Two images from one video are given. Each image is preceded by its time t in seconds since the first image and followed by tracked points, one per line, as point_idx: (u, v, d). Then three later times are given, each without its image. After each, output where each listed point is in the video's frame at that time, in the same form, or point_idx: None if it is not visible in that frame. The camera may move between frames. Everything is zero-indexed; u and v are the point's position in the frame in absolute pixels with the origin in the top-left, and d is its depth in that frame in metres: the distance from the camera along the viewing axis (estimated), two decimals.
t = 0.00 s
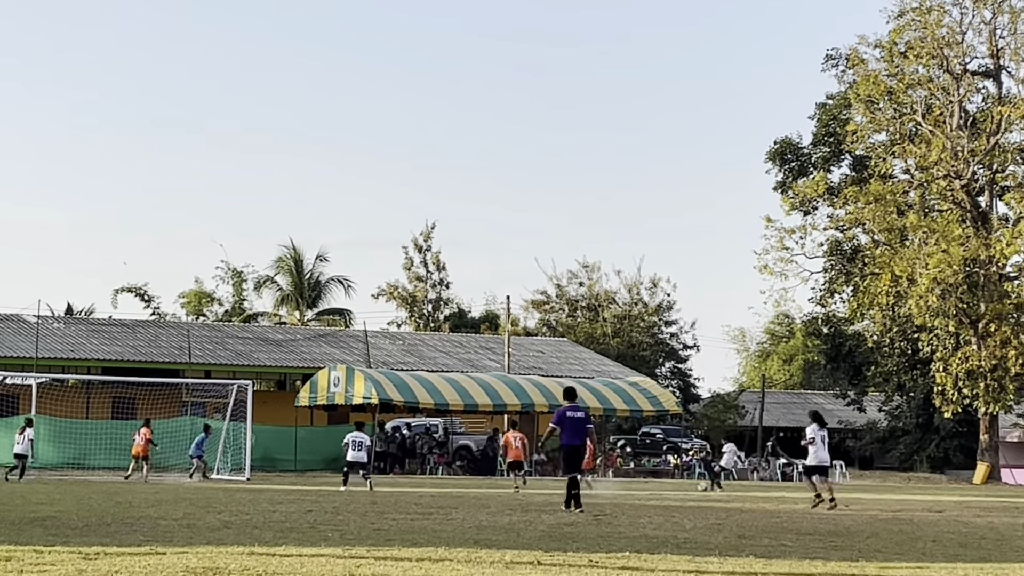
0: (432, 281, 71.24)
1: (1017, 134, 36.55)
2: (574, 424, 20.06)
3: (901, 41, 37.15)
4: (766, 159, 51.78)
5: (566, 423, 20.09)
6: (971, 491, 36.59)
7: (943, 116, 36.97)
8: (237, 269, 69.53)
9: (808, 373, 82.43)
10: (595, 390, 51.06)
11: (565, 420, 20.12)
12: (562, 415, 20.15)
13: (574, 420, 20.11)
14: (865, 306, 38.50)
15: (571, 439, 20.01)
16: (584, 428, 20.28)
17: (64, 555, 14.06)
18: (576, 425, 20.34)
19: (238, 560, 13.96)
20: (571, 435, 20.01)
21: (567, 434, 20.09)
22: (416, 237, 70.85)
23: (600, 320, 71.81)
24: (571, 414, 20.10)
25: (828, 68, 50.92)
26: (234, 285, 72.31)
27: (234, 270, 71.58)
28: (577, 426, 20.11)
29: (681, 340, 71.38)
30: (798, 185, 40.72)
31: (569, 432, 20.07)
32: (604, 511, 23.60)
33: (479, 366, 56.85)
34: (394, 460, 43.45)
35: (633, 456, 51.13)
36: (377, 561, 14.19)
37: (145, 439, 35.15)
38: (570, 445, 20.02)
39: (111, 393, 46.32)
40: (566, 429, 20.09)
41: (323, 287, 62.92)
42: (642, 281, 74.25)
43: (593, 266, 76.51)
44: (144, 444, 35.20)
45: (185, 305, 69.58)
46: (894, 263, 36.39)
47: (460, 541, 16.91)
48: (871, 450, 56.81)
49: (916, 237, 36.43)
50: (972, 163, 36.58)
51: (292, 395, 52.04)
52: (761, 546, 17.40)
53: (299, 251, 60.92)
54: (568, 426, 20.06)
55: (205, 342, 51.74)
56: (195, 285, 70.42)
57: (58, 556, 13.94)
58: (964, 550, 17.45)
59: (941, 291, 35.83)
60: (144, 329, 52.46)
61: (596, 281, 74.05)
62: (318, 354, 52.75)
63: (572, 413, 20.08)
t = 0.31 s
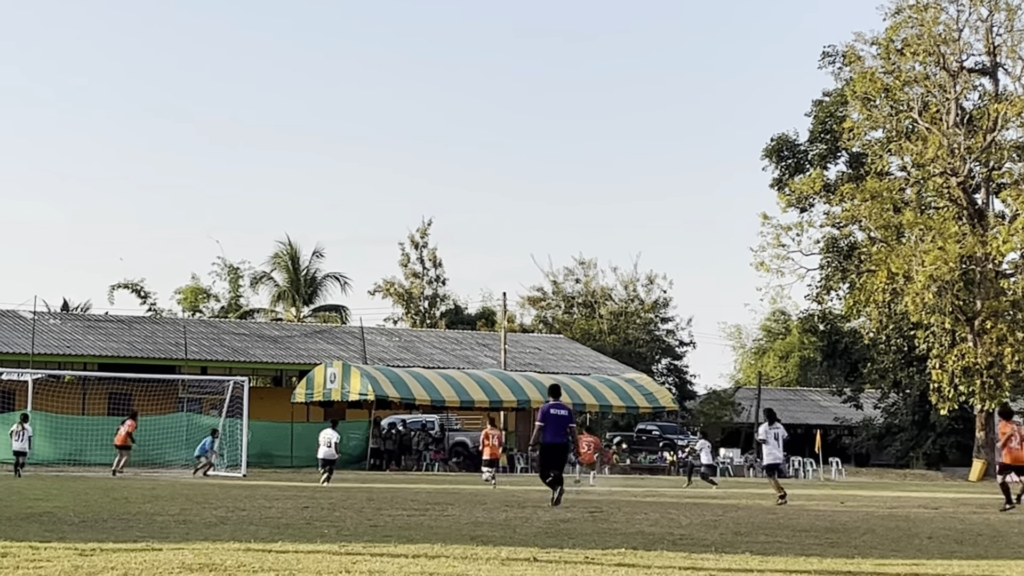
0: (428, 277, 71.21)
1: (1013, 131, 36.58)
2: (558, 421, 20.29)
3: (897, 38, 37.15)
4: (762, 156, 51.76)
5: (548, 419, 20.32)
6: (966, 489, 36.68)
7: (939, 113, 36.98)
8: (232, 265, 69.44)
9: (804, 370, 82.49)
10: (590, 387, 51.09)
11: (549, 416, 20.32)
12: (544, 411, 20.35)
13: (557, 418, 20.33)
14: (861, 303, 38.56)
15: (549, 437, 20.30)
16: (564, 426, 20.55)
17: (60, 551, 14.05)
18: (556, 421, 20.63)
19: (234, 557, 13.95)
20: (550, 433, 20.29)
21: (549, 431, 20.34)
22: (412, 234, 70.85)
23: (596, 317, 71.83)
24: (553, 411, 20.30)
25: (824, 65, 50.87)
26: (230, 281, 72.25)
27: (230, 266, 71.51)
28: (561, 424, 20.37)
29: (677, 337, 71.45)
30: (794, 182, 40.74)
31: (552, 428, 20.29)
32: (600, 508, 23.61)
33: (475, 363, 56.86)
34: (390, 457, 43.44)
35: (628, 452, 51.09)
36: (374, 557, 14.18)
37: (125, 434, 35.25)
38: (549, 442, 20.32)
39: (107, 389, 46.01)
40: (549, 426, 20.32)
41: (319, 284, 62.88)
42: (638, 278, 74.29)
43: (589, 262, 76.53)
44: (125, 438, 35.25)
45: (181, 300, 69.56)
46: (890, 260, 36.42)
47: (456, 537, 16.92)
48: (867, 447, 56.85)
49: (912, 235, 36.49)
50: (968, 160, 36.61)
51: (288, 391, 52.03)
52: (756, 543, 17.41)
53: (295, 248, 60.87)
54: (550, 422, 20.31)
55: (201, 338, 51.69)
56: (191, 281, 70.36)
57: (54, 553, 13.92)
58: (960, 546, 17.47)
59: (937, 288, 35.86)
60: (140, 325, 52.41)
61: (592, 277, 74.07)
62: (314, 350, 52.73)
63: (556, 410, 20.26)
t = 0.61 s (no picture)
0: (427, 275, 71.20)
1: (1012, 130, 36.59)
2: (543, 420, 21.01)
3: (896, 36, 37.14)
4: (761, 155, 51.75)
5: (537, 418, 20.99)
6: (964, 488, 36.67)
7: (938, 111, 36.96)
8: (231, 263, 69.43)
9: (803, 368, 82.49)
10: (589, 385, 51.12)
11: (535, 415, 21.05)
12: (530, 410, 21.01)
13: (546, 415, 21.12)
14: (859, 301, 38.57)
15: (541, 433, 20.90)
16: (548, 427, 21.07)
17: (58, 549, 14.07)
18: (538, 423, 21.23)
19: (232, 555, 13.97)
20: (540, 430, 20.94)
21: (536, 429, 21.03)
22: (411, 232, 70.86)
23: (595, 315, 71.85)
24: (545, 406, 20.97)
25: (822, 63, 50.82)
26: (229, 279, 72.27)
27: (229, 264, 71.52)
28: (546, 423, 21.10)
29: (676, 335, 71.45)
30: (793, 181, 40.72)
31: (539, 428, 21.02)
32: (598, 507, 23.63)
33: (474, 361, 56.89)
34: (389, 455, 43.38)
35: (627, 451, 51.08)
36: (372, 555, 14.19)
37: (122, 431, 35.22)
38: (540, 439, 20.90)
39: (106, 386, 46.06)
40: (536, 425, 21.04)
41: (318, 282, 62.89)
42: (636, 276, 74.31)
43: (588, 261, 76.51)
44: (122, 436, 35.21)
45: (180, 298, 69.57)
46: (889, 259, 36.43)
47: (455, 536, 16.93)
48: (865, 445, 56.87)
49: (911, 233, 36.50)
50: (967, 159, 36.63)
51: (287, 389, 52.08)
52: (755, 541, 17.42)
53: (294, 246, 60.89)
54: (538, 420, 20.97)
55: (199, 336, 51.69)
56: (190, 279, 70.37)
57: (52, 550, 13.95)
58: (958, 545, 17.49)
59: (936, 286, 35.86)
60: (139, 323, 52.44)
61: (590, 276, 74.07)
62: (313, 348, 52.75)
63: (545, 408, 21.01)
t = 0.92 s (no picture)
0: (427, 275, 71.23)
1: (1013, 129, 36.58)
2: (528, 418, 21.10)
3: (896, 35, 37.15)
4: (762, 154, 51.76)
5: (520, 418, 21.12)
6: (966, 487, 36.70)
7: (939, 110, 36.97)
8: (232, 262, 69.43)
9: (804, 367, 82.49)
10: (590, 384, 51.18)
11: (520, 413, 21.19)
12: (514, 409, 21.18)
13: (530, 414, 21.10)
14: (861, 300, 38.59)
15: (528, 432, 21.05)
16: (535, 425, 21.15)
17: (59, 548, 14.05)
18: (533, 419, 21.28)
19: (234, 553, 13.97)
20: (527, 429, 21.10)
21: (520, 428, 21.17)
22: (412, 231, 70.90)
23: (596, 314, 71.88)
24: (529, 406, 21.03)
25: (824, 62, 50.79)
26: (230, 278, 72.30)
27: (230, 264, 71.55)
28: (533, 421, 21.15)
29: (676, 334, 71.46)
30: (794, 179, 40.69)
31: (522, 426, 21.17)
32: (599, 505, 23.68)
33: (474, 360, 56.90)
34: (390, 454, 43.31)
35: (628, 450, 51.09)
36: (374, 554, 14.21)
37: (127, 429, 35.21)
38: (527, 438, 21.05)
39: (108, 385, 46.14)
40: (518, 424, 21.17)
41: (319, 281, 62.92)
42: (637, 275, 74.32)
43: (589, 260, 76.53)
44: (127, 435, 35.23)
45: (181, 298, 69.62)
46: (890, 258, 36.41)
47: (456, 534, 16.95)
48: (866, 444, 56.93)
49: (912, 232, 36.49)
50: (968, 157, 36.62)
51: (288, 388, 52.13)
52: (756, 540, 17.43)
53: (295, 245, 60.91)
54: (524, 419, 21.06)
55: (200, 336, 51.73)
56: (191, 278, 70.39)
57: (54, 549, 13.96)
58: (959, 544, 17.52)
59: (936, 285, 35.86)
60: (140, 322, 52.48)
61: (591, 275, 74.07)
62: (314, 347, 52.76)
63: (527, 409, 21.05)
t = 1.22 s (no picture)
0: (433, 274, 71.26)
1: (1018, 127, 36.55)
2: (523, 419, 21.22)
3: (902, 33, 37.08)
4: (767, 152, 51.72)
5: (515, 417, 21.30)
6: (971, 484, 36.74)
7: (944, 108, 36.94)
8: (238, 262, 69.49)
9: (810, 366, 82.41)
10: (596, 383, 51.19)
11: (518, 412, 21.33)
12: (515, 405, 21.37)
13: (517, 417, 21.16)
14: (867, 298, 38.58)
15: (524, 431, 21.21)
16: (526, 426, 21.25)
17: (65, 548, 14.05)
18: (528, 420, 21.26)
19: (240, 553, 13.98)
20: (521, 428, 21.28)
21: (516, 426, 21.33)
22: (417, 230, 70.93)
23: (601, 313, 71.86)
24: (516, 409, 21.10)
25: (829, 60, 50.74)
26: (236, 277, 72.39)
27: (235, 263, 71.62)
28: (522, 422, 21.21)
29: (682, 333, 71.42)
30: (800, 178, 40.64)
31: (516, 424, 21.36)
32: (606, 504, 23.65)
33: (480, 359, 56.90)
34: (395, 453, 43.69)
35: (634, 448, 51.09)
36: (380, 554, 14.20)
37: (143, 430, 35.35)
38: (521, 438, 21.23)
39: (113, 384, 46.44)
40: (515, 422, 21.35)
41: (324, 280, 62.95)
42: (643, 274, 74.30)
43: (595, 258, 76.54)
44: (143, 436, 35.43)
45: (187, 297, 69.70)
46: (895, 256, 36.35)
47: (462, 533, 16.94)
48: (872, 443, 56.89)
49: (917, 231, 36.45)
50: (973, 155, 36.59)
51: (293, 387, 52.17)
52: (762, 539, 17.43)
53: (301, 244, 60.96)
54: (519, 418, 21.17)
55: (206, 335, 51.77)
56: (197, 278, 70.45)
57: (60, 549, 13.97)
58: (966, 543, 17.48)
59: (943, 283, 35.80)
60: (146, 322, 52.53)
61: (597, 274, 74.04)
62: (319, 347, 52.78)
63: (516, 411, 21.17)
